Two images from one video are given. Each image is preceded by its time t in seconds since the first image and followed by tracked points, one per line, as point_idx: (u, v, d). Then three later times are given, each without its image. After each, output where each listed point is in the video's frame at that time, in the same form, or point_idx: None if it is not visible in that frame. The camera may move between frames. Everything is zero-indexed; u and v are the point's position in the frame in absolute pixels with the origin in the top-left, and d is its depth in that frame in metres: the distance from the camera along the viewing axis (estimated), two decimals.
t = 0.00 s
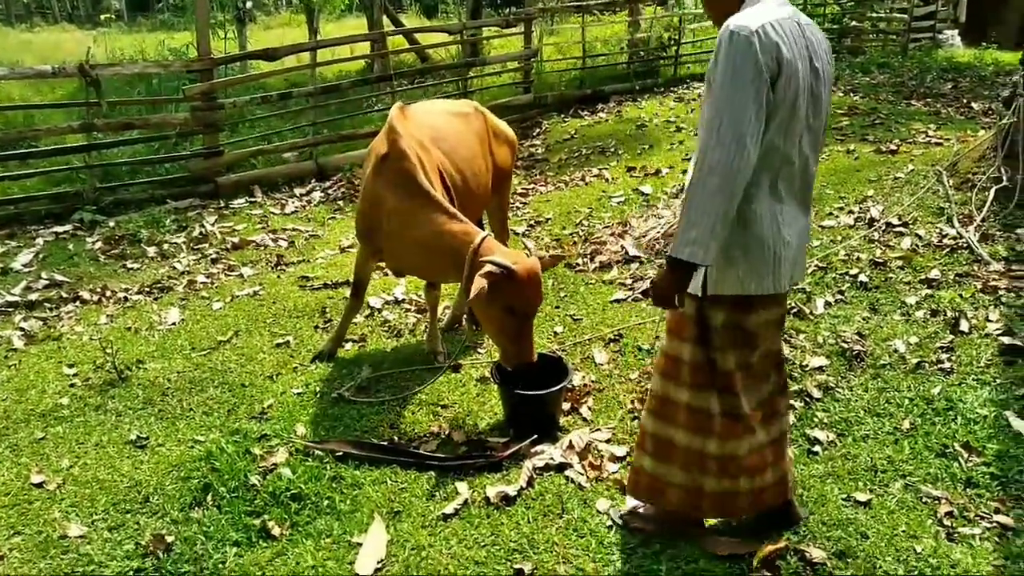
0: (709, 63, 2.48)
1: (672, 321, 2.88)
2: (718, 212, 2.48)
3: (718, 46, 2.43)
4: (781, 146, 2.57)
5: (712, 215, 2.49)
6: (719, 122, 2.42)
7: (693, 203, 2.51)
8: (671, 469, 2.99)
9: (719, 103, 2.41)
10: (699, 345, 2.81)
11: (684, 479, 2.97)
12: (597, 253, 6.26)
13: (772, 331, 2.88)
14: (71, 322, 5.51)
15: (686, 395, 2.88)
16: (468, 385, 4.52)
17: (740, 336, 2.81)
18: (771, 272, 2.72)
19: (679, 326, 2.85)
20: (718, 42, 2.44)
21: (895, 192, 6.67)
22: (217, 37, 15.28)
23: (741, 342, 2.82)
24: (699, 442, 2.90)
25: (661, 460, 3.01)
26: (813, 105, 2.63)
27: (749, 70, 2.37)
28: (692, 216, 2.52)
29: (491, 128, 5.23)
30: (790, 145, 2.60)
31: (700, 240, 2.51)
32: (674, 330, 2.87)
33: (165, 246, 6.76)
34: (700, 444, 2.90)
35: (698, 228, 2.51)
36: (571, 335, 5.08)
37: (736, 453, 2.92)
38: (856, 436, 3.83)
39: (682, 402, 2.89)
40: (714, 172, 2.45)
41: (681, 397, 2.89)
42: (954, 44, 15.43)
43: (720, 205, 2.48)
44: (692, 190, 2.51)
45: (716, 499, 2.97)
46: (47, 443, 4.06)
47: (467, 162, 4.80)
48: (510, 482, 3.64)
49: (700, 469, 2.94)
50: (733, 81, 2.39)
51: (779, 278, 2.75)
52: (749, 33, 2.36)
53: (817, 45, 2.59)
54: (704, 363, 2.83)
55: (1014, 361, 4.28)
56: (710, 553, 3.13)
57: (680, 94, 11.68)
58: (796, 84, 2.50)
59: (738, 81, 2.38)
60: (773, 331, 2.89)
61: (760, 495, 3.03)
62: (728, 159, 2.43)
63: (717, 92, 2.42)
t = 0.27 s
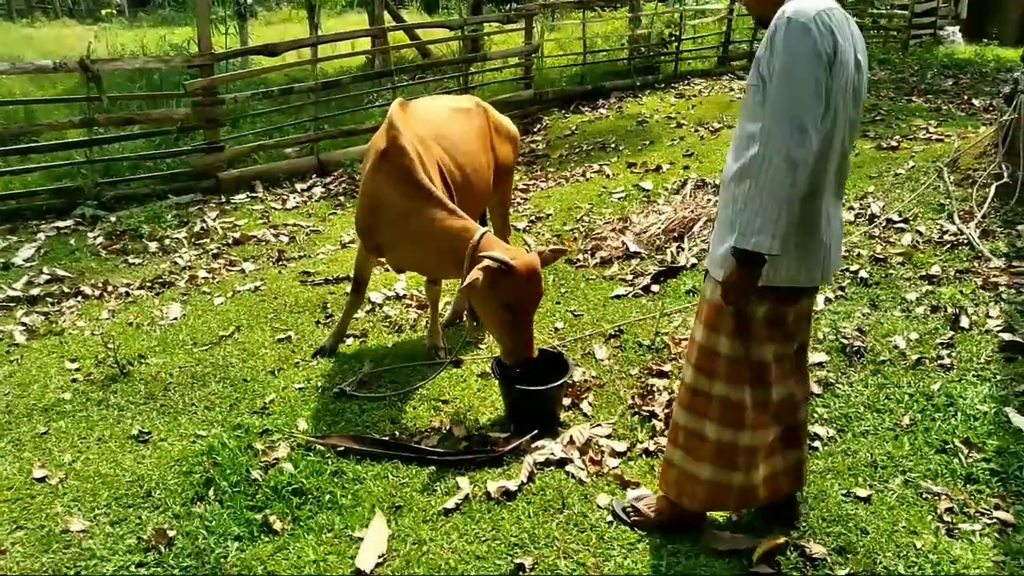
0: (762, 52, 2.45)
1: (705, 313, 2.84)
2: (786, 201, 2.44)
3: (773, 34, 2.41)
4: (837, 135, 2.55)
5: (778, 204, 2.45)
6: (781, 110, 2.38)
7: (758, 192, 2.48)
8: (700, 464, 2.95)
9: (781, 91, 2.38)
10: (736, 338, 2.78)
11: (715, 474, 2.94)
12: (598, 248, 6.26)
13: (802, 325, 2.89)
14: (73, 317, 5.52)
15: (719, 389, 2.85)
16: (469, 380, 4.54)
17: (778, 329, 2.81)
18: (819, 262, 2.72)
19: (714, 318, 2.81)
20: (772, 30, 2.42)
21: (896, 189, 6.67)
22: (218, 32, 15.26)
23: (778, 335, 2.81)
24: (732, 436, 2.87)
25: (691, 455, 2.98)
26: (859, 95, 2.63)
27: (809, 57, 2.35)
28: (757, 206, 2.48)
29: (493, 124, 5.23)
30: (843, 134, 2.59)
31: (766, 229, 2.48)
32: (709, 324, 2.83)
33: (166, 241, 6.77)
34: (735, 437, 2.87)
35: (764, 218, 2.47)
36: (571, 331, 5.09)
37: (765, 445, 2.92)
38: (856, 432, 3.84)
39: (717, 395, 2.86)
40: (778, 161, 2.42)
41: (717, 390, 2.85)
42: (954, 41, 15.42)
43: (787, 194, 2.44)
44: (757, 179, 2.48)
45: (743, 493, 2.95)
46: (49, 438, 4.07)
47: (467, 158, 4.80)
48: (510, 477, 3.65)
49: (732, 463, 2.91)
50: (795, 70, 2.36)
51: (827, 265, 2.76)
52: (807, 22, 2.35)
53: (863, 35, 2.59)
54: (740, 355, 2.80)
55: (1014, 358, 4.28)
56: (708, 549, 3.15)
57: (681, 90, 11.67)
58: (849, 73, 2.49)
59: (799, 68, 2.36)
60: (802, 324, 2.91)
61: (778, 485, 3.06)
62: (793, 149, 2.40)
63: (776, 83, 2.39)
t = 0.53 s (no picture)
0: (784, 49, 2.44)
1: (721, 312, 2.84)
2: (816, 197, 2.45)
3: (795, 30, 2.40)
4: (861, 129, 2.56)
5: (809, 200, 2.45)
6: (810, 107, 2.38)
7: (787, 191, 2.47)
8: (717, 461, 2.96)
9: (808, 88, 2.38)
10: (752, 335, 2.78)
11: (733, 472, 2.94)
12: (601, 247, 6.25)
13: (821, 320, 2.86)
14: (77, 316, 5.53)
15: (736, 387, 2.85)
16: (472, 379, 4.54)
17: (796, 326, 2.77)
18: (837, 254, 2.75)
19: (729, 317, 2.81)
20: (794, 25, 2.41)
21: (899, 187, 6.66)
22: (221, 30, 15.26)
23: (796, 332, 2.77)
24: (749, 434, 2.87)
25: (708, 454, 2.99)
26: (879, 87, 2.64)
27: (836, 52, 2.35)
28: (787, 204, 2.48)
29: (497, 123, 5.22)
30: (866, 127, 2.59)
31: (800, 227, 2.47)
32: (725, 321, 2.83)
33: (170, 240, 6.78)
34: (751, 435, 2.87)
35: (797, 215, 2.46)
36: (574, 330, 5.09)
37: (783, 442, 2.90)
38: (859, 431, 3.84)
39: (734, 394, 2.86)
40: (806, 158, 2.43)
41: (733, 388, 2.86)
42: (959, 39, 15.37)
43: (816, 190, 2.44)
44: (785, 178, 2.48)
45: (760, 491, 2.95)
46: (53, 437, 4.08)
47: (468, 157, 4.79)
48: (514, 476, 3.66)
49: (750, 461, 2.91)
50: (823, 66, 2.36)
51: (839, 268, 2.79)
52: (832, 17, 2.35)
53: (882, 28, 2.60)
54: (757, 353, 2.79)
55: (1018, 357, 4.27)
56: (710, 545, 3.15)
57: (684, 89, 11.65)
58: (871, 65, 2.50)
59: (827, 64, 2.35)
60: (822, 320, 2.87)
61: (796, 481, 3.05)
62: (824, 145, 2.41)
63: (803, 79, 2.38)
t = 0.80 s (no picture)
0: (789, 54, 2.44)
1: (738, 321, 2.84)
2: (801, 205, 2.47)
3: (804, 36, 2.40)
4: (864, 142, 2.55)
5: (794, 209, 2.47)
6: (806, 116, 2.39)
7: (774, 195, 2.49)
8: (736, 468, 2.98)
9: (809, 95, 2.37)
10: (770, 344, 2.77)
11: (752, 479, 2.95)
12: (604, 250, 6.25)
13: (838, 322, 2.87)
14: (81, 318, 5.54)
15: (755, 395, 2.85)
16: (475, 382, 4.54)
17: (812, 331, 2.78)
18: (841, 265, 2.74)
19: (745, 325, 2.81)
20: (803, 31, 2.41)
21: (903, 189, 6.65)
22: (224, 33, 15.28)
23: (813, 337, 2.79)
24: (769, 440, 2.88)
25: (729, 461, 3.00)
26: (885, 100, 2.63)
27: (840, 62, 2.35)
28: (771, 209, 2.50)
29: (500, 127, 5.22)
30: (869, 140, 2.59)
31: (778, 234, 2.50)
32: (741, 330, 2.83)
33: (174, 243, 6.79)
34: (770, 442, 2.88)
35: (780, 222, 2.49)
36: (577, 332, 5.09)
37: (801, 446, 2.92)
38: (863, 433, 3.83)
39: (752, 401, 2.87)
40: (799, 164, 2.43)
41: (752, 396, 2.86)
42: (962, 41, 15.35)
43: (803, 198, 2.46)
44: (773, 183, 2.49)
45: (781, 495, 2.97)
46: (57, 439, 4.09)
47: (468, 159, 4.79)
48: (516, 479, 3.66)
49: (769, 467, 2.92)
50: (825, 76, 2.36)
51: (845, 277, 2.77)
52: (839, 27, 2.34)
53: (892, 40, 2.59)
54: (777, 359, 2.79)
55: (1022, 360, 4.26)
56: (716, 547, 3.14)
57: (688, 91, 11.65)
58: (877, 78, 2.50)
59: (832, 72, 2.35)
60: (838, 321, 2.88)
61: (819, 484, 3.05)
62: (815, 155, 2.42)
63: (803, 87, 2.38)
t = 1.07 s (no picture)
0: (792, 53, 2.43)
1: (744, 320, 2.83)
2: (799, 205, 2.46)
3: (807, 34, 2.39)
4: (867, 143, 2.54)
5: (796, 209, 2.46)
6: (808, 115, 2.38)
7: (773, 195, 2.48)
8: (739, 468, 2.98)
9: (811, 95, 2.37)
10: (774, 344, 2.76)
11: (753, 481, 2.94)
12: (606, 250, 6.25)
13: (843, 323, 2.86)
14: (84, 319, 5.55)
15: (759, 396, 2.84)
16: (478, 382, 4.54)
17: (818, 332, 2.78)
18: (844, 266, 2.72)
19: (750, 325, 2.80)
20: (806, 29, 2.41)
21: (906, 188, 6.64)
22: (227, 34, 15.30)
23: (818, 338, 2.79)
24: (771, 442, 2.88)
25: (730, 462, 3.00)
26: (888, 101, 2.62)
27: (843, 61, 2.34)
28: (769, 208, 2.49)
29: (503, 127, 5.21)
30: (873, 141, 2.57)
31: (778, 234, 2.49)
32: (747, 330, 2.82)
33: (177, 244, 6.80)
34: (773, 444, 2.88)
35: (782, 222, 2.48)
36: (580, 332, 5.09)
37: (803, 447, 2.92)
38: (866, 432, 3.83)
39: (755, 402, 2.86)
40: (798, 163, 2.43)
41: (756, 397, 2.85)
42: (965, 40, 15.32)
43: (801, 198, 2.45)
44: (772, 182, 2.48)
45: (782, 495, 2.97)
46: (61, 440, 4.10)
47: (468, 160, 4.79)
48: (519, 479, 3.66)
49: (771, 469, 2.92)
50: (827, 74, 2.35)
51: (850, 276, 2.76)
52: (842, 26, 2.34)
53: (897, 39, 2.57)
54: (781, 361, 2.78)
55: None
56: (717, 547, 3.14)
57: (690, 91, 11.64)
58: (881, 79, 2.49)
59: (834, 72, 2.35)
60: (843, 322, 2.88)
61: (819, 483, 3.06)
62: (816, 153, 2.41)
63: (805, 86, 2.38)
